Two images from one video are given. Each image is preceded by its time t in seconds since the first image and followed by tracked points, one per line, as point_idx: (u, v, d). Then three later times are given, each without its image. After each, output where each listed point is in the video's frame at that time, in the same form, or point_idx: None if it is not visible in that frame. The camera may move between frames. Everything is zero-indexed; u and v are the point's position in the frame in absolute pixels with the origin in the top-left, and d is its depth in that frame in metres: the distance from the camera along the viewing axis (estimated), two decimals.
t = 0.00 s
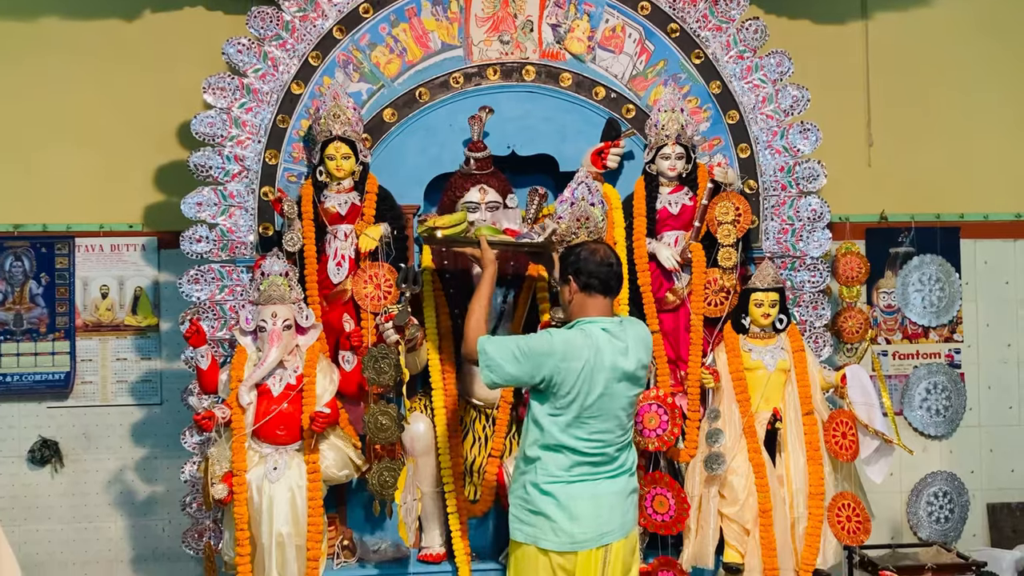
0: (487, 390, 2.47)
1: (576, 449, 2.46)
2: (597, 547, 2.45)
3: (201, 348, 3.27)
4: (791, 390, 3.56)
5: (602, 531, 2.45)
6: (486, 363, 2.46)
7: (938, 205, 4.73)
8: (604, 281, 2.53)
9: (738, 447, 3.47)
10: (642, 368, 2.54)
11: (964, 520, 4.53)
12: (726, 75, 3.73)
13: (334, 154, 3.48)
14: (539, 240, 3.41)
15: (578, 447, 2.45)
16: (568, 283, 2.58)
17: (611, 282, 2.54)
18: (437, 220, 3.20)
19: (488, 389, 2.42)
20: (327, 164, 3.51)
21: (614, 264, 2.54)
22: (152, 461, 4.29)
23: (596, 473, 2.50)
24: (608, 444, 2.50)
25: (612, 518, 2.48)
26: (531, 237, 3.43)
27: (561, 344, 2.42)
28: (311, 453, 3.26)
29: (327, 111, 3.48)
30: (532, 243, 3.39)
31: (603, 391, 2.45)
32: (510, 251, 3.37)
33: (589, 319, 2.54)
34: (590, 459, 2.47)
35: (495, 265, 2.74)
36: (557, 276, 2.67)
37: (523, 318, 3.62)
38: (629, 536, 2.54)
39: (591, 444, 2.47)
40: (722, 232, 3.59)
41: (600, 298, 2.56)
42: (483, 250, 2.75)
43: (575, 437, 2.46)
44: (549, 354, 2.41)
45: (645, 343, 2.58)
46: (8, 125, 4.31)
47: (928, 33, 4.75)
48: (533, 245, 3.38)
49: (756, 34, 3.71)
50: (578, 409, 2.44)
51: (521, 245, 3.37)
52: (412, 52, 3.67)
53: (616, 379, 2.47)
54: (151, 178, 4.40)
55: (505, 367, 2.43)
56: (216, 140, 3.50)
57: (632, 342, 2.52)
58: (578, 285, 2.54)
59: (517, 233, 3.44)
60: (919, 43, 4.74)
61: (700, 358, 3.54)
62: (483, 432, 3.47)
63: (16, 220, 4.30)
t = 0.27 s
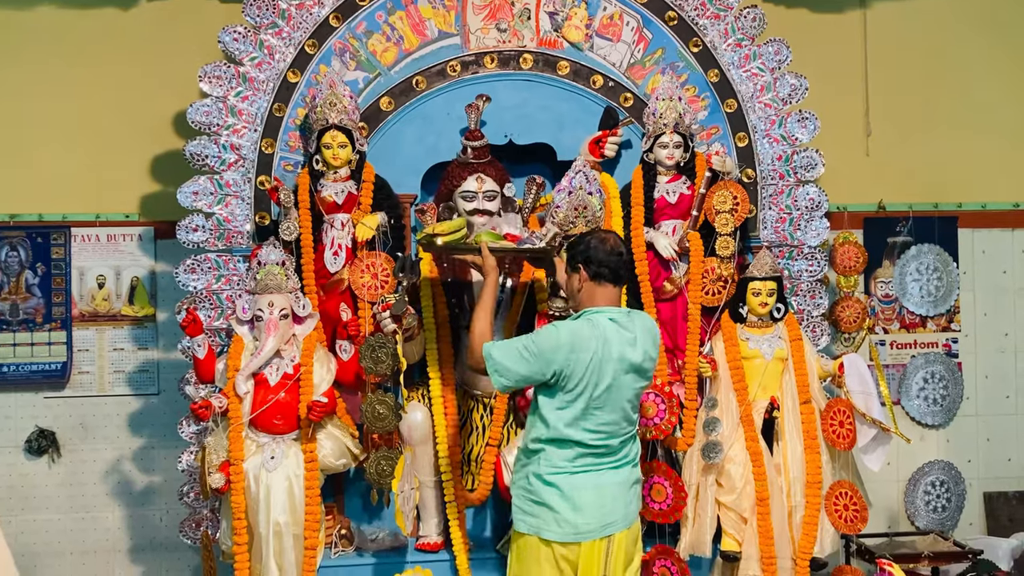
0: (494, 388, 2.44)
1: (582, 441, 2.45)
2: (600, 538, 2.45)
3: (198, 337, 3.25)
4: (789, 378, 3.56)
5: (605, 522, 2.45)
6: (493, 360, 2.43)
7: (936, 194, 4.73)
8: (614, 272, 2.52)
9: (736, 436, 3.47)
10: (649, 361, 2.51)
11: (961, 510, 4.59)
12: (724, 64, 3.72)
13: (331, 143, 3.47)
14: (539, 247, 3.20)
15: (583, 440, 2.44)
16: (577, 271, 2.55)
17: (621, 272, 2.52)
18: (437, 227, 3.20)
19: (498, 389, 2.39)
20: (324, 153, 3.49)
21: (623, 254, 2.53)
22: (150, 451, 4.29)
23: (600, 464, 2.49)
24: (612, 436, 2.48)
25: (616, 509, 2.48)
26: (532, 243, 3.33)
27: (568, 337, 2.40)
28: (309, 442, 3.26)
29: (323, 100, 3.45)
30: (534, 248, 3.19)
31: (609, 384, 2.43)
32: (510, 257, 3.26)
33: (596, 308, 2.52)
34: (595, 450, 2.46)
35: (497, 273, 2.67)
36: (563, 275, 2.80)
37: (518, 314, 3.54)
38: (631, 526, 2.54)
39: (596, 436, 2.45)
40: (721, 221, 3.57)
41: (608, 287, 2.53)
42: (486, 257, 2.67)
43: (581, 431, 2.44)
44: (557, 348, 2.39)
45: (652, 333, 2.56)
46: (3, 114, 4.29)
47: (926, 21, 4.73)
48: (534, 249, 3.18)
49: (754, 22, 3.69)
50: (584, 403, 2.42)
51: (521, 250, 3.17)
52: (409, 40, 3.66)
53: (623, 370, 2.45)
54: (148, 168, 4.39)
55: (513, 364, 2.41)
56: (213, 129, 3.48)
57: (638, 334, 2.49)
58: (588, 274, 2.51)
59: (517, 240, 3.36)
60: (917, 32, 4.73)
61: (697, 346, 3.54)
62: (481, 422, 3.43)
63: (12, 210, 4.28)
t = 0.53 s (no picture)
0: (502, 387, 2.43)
1: (589, 433, 2.44)
2: (607, 528, 2.45)
3: (194, 328, 3.21)
4: (787, 368, 3.56)
5: (612, 512, 2.45)
6: (501, 359, 2.42)
7: (934, 184, 4.72)
8: (624, 262, 2.50)
9: (733, 426, 3.48)
10: (656, 350, 2.51)
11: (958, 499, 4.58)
12: (721, 53, 3.72)
13: (327, 133, 3.44)
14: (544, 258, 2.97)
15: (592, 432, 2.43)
16: (586, 259, 2.52)
17: (630, 264, 2.51)
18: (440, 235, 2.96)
19: (508, 390, 2.37)
20: (320, 143, 3.47)
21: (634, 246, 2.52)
22: (147, 443, 4.29)
23: (606, 455, 2.49)
24: (620, 427, 2.48)
25: (622, 499, 2.48)
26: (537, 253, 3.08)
27: (575, 329, 2.39)
28: (306, 433, 3.24)
29: (320, 89, 3.43)
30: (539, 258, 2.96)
31: (618, 377, 2.42)
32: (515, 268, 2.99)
33: (602, 298, 2.51)
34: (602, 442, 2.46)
35: (501, 284, 2.66)
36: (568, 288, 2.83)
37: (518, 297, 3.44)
38: (637, 517, 2.54)
39: (604, 428, 2.45)
40: (718, 211, 3.57)
41: (617, 278, 2.51)
42: (489, 266, 2.66)
43: (589, 424, 2.43)
44: (564, 342, 2.38)
45: (656, 322, 2.55)
46: None
47: (924, 11, 4.72)
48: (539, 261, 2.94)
49: (752, 11, 3.69)
50: (594, 397, 2.41)
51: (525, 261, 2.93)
52: (406, 29, 3.65)
53: (630, 361, 2.45)
54: (144, 158, 4.38)
55: (521, 362, 2.39)
56: (209, 118, 3.46)
57: (644, 323, 2.49)
58: (598, 263, 2.49)
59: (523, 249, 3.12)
60: (915, 22, 4.72)
61: (695, 337, 3.52)
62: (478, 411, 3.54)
63: (7, 200, 4.26)
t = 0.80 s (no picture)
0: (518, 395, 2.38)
1: (598, 425, 2.44)
2: (614, 519, 2.46)
3: (192, 320, 3.24)
4: (785, 358, 3.56)
5: (619, 503, 2.46)
6: (517, 369, 2.37)
7: (933, 175, 4.71)
8: (629, 252, 2.49)
9: (732, 417, 3.47)
10: (661, 340, 2.51)
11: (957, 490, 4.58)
12: (720, 43, 3.71)
13: (324, 124, 3.44)
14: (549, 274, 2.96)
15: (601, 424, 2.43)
16: (591, 249, 2.51)
17: (635, 255, 2.50)
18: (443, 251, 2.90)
19: (528, 398, 2.33)
20: (318, 134, 3.45)
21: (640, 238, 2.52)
22: (145, 435, 4.28)
23: (613, 446, 2.49)
24: (628, 418, 2.48)
25: (629, 489, 2.49)
26: (541, 270, 3.02)
27: (584, 325, 2.37)
28: (304, 424, 3.24)
29: (317, 80, 3.42)
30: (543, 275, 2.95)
31: (627, 369, 2.41)
32: (520, 283, 2.98)
33: (606, 289, 2.50)
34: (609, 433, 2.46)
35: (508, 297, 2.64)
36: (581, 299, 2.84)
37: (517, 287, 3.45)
38: (642, 507, 2.56)
39: (612, 419, 2.44)
40: (717, 201, 3.56)
41: (623, 269, 2.50)
42: (495, 282, 2.64)
43: (599, 417, 2.42)
44: (576, 339, 2.35)
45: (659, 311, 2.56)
46: None
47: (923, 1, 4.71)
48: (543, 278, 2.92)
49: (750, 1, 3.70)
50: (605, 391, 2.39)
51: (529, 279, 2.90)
52: (403, 20, 3.64)
53: (637, 351, 2.44)
54: (140, 150, 4.37)
55: (536, 366, 2.35)
56: (206, 110, 3.45)
57: (649, 313, 2.49)
58: (603, 254, 2.47)
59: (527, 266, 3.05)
60: (914, 12, 4.71)
61: (693, 328, 3.52)
62: (476, 402, 3.53)
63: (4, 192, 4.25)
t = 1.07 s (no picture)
0: (529, 399, 2.36)
1: (598, 416, 2.43)
2: (614, 510, 2.45)
3: (191, 312, 3.21)
4: (785, 349, 3.55)
5: (619, 494, 2.46)
6: (526, 375, 2.36)
7: (932, 166, 4.71)
8: (627, 243, 2.48)
9: (732, 408, 3.46)
10: (661, 330, 2.50)
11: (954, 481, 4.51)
12: (720, 34, 3.70)
13: (323, 115, 3.42)
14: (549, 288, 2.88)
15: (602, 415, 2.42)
16: (588, 242, 2.50)
17: (632, 245, 2.50)
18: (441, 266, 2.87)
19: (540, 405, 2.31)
20: (316, 125, 3.45)
21: (636, 228, 2.51)
22: (145, 427, 4.28)
23: (613, 437, 2.49)
24: (629, 408, 2.47)
25: (629, 480, 2.48)
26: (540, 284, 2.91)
27: (584, 319, 2.35)
28: (304, 415, 3.25)
29: (315, 71, 3.41)
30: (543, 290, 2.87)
31: (628, 360, 2.40)
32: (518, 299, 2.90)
33: (604, 281, 2.49)
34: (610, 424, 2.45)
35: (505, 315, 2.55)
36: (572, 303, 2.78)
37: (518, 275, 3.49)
38: (642, 499, 2.56)
39: (613, 410, 2.44)
40: (717, 192, 3.57)
41: (620, 259, 2.50)
42: (490, 299, 2.56)
43: (600, 408, 2.41)
44: (578, 335, 2.33)
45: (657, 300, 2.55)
46: None
47: None
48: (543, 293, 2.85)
49: None
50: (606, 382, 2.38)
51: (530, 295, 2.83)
52: (401, 10, 3.62)
53: (638, 342, 2.43)
54: (138, 142, 4.35)
55: (542, 368, 2.33)
56: (204, 101, 3.44)
57: (647, 303, 2.48)
58: (600, 245, 2.47)
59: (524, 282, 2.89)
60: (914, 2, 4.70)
61: (693, 319, 3.52)
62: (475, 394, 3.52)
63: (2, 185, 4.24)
